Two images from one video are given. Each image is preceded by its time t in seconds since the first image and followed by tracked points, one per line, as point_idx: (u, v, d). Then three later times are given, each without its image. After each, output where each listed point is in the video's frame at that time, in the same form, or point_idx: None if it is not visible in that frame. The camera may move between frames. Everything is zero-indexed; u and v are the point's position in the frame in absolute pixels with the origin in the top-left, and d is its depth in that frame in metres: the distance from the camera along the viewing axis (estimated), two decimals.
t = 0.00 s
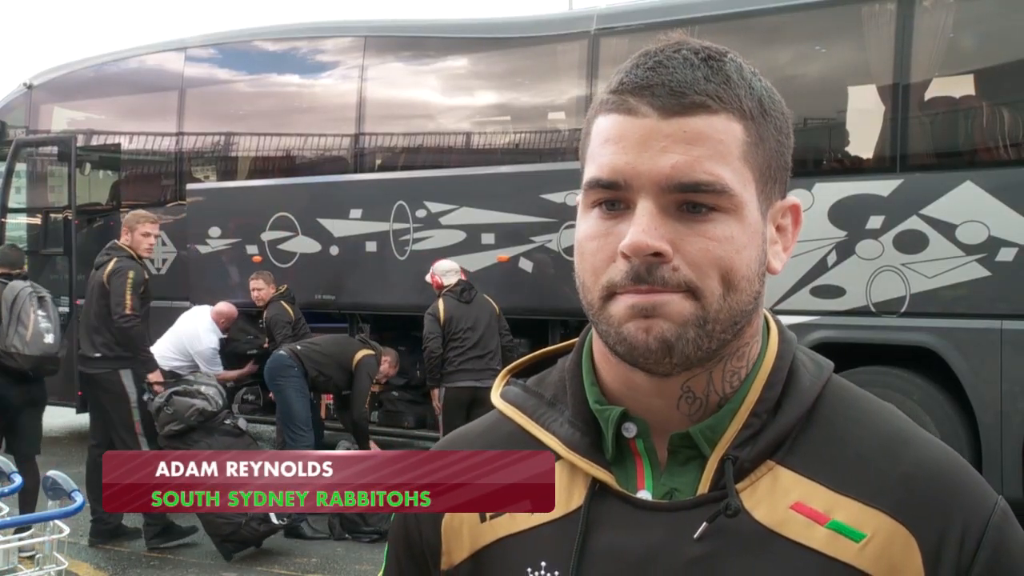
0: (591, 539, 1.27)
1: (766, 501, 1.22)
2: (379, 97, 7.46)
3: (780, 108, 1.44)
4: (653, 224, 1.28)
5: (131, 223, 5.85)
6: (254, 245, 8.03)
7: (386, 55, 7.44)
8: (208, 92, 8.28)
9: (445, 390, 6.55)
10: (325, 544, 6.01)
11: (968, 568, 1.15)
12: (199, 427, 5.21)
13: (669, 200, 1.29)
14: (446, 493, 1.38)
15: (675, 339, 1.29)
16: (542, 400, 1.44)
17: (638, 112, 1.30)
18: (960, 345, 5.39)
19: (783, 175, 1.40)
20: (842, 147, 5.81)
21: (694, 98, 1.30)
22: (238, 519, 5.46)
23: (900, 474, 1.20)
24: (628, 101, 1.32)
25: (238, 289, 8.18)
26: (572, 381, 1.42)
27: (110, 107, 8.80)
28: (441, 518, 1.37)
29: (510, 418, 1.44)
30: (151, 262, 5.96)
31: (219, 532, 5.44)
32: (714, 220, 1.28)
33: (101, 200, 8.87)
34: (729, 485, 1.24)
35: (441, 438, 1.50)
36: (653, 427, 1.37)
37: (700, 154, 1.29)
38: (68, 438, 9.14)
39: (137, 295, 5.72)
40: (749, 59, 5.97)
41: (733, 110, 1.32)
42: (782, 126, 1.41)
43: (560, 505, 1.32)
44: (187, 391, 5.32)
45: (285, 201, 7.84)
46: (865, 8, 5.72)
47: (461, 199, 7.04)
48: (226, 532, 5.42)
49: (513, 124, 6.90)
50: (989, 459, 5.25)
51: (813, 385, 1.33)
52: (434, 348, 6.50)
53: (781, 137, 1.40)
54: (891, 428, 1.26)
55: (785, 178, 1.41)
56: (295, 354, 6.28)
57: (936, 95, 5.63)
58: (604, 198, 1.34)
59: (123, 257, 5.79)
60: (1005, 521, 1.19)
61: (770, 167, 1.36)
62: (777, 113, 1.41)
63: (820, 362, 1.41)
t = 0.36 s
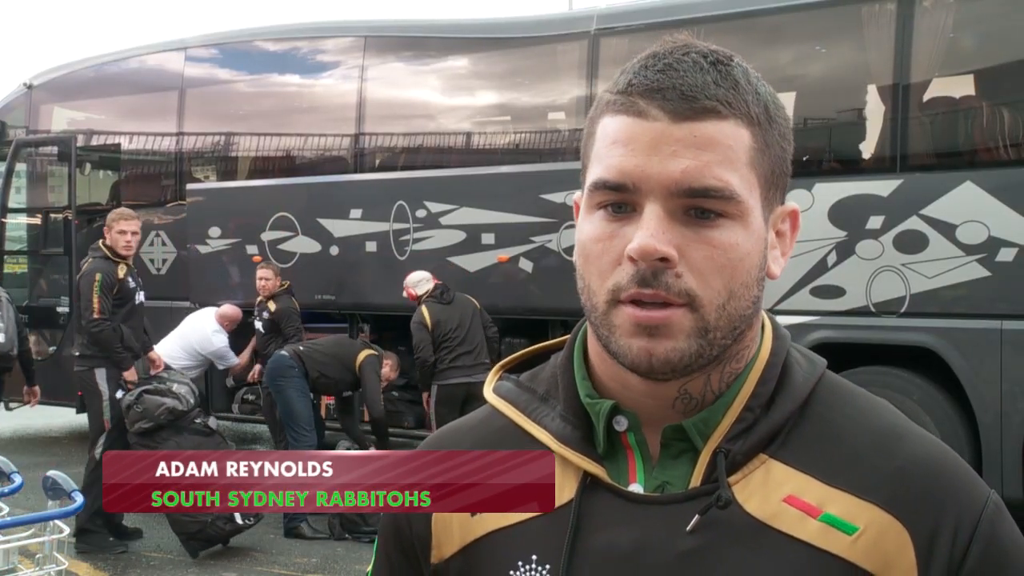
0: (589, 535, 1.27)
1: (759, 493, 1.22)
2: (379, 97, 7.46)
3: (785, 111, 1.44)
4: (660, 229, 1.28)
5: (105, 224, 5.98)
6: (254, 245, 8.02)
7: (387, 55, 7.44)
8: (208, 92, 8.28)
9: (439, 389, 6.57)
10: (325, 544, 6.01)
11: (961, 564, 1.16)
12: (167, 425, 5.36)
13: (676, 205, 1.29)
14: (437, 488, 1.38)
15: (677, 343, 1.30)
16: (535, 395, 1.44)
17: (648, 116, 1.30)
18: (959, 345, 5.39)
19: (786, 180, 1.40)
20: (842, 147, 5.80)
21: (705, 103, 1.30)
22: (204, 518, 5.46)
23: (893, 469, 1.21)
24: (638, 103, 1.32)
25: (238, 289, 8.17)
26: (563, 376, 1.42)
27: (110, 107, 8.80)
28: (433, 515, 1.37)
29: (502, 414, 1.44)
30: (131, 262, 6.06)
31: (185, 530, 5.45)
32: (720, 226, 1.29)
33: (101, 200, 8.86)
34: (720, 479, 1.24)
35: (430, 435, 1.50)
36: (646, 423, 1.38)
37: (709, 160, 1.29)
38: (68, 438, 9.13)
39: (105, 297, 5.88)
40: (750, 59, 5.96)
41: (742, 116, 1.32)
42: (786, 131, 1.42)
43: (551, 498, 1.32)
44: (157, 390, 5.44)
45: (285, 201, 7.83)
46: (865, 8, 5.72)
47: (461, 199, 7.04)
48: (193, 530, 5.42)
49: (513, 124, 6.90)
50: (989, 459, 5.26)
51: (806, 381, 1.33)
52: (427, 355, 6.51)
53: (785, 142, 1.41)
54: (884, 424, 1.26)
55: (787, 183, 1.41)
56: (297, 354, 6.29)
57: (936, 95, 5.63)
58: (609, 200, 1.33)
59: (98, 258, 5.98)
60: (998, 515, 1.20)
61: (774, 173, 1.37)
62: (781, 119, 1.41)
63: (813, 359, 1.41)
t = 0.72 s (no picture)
0: (588, 533, 1.26)
1: (757, 490, 1.22)
2: (379, 97, 7.47)
3: (783, 111, 1.44)
4: (656, 228, 1.28)
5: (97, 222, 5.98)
6: (254, 245, 8.02)
7: (388, 55, 7.44)
8: (209, 92, 8.29)
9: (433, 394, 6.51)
10: (325, 544, 6.01)
11: (959, 560, 1.16)
12: (162, 424, 5.38)
13: (672, 205, 1.29)
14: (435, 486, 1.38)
15: (672, 343, 1.29)
16: (532, 393, 1.44)
17: (644, 115, 1.30)
18: (959, 345, 5.39)
19: (783, 180, 1.40)
20: (842, 148, 5.80)
21: (700, 102, 1.30)
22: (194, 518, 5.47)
23: (891, 465, 1.21)
24: (633, 103, 1.32)
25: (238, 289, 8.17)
26: (560, 373, 1.42)
27: (110, 107, 8.80)
28: (431, 514, 1.37)
29: (500, 411, 1.44)
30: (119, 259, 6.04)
31: (173, 529, 5.44)
32: (716, 226, 1.29)
33: (101, 200, 8.88)
34: (718, 475, 1.24)
35: (426, 434, 1.50)
36: (643, 420, 1.38)
37: (705, 160, 1.28)
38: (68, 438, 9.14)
39: (93, 294, 5.88)
40: (751, 59, 5.95)
41: (738, 115, 1.32)
42: (784, 130, 1.42)
43: (549, 497, 1.31)
44: (154, 389, 5.46)
45: (285, 201, 7.83)
46: (865, 8, 5.72)
47: (461, 199, 7.04)
48: (181, 530, 5.42)
49: (514, 124, 6.90)
50: (989, 459, 5.26)
51: (803, 379, 1.33)
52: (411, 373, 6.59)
53: (784, 141, 1.41)
54: (881, 420, 1.26)
55: (786, 183, 1.41)
56: (298, 355, 6.30)
57: (937, 95, 5.63)
58: (604, 200, 1.34)
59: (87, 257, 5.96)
60: (997, 511, 1.20)
61: (772, 173, 1.36)
62: (779, 118, 1.41)
63: (811, 357, 1.41)
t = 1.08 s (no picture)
0: (590, 535, 1.27)
1: (759, 493, 1.22)
2: (380, 97, 7.47)
3: (783, 109, 1.44)
4: (652, 222, 1.28)
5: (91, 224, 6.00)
6: (254, 245, 8.01)
7: (388, 55, 7.44)
8: (209, 92, 8.29)
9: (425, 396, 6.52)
10: (325, 544, 6.01)
11: (962, 563, 1.16)
12: (157, 425, 5.39)
13: (669, 200, 1.29)
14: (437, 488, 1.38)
15: (669, 338, 1.29)
16: (535, 394, 1.44)
17: (641, 110, 1.30)
18: (959, 345, 5.39)
19: (782, 178, 1.40)
20: (842, 148, 5.80)
21: (697, 97, 1.30)
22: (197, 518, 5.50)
23: (893, 468, 1.21)
24: (631, 98, 1.32)
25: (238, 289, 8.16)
26: (564, 374, 1.42)
27: (110, 107, 8.80)
28: (434, 515, 1.37)
29: (503, 413, 1.44)
30: (115, 259, 6.05)
31: (176, 528, 5.44)
32: (713, 220, 1.28)
33: (101, 200, 8.89)
34: (720, 477, 1.24)
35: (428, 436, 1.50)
36: (646, 420, 1.38)
37: (701, 154, 1.28)
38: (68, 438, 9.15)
39: (93, 297, 5.90)
40: (752, 59, 5.95)
41: (736, 110, 1.32)
42: (783, 127, 1.41)
43: (552, 498, 1.32)
44: (149, 390, 5.49)
45: (285, 201, 7.83)
46: (865, 8, 5.72)
47: (461, 199, 7.04)
48: (184, 530, 5.42)
49: (514, 124, 6.91)
50: (989, 459, 5.27)
51: (806, 381, 1.33)
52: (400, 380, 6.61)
53: (782, 139, 1.40)
54: (883, 423, 1.27)
55: (786, 181, 1.40)
56: (297, 355, 6.31)
57: (937, 95, 5.63)
58: (603, 195, 1.34)
59: (82, 257, 5.96)
60: (1000, 516, 1.20)
61: (770, 169, 1.36)
62: (778, 115, 1.41)
63: (814, 359, 1.41)
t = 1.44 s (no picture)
0: (592, 536, 1.27)
1: (762, 495, 1.22)
2: (380, 97, 7.47)
3: (782, 109, 1.43)
4: (631, 215, 1.28)
5: (79, 223, 6.01)
6: (254, 245, 8.01)
7: (389, 55, 7.44)
8: (209, 91, 8.29)
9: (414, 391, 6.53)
10: (325, 544, 6.01)
11: (966, 566, 1.15)
12: (155, 425, 5.39)
13: (649, 193, 1.29)
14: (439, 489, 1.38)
15: (647, 331, 1.29)
16: (538, 395, 1.44)
17: (624, 105, 1.32)
18: (959, 345, 5.39)
19: (777, 175, 1.39)
20: (842, 148, 5.79)
21: (679, 92, 1.31)
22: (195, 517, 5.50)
23: (896, 470, 1.21)
24: (616, 95, 1.34)
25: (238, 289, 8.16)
26: (568, 375, 1.42)
27: (110, 107, 8.80)
28: (437, 515, 1.37)
29: (505, 413, 1.44)
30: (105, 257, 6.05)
31: (174, 528, 5.47)
32: (692, 214, 1.28)
33: (101, 199, 8.89)
34: (724, 480, 1.24)
35: (432, 435, 1.49)
36: (648, 421, 1.38)
37: (680, 148, 1.29)
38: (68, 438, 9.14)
39: (82, 294, 5.91)
40: (752, 58, 5.94)
41: (722, 106, 1.32)
42: (779, 125, 1.40)
43: (554, 499, 1.31)
44: (147, 390, 5.47)
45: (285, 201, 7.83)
46: (865, 8, 5.71)
47: (461, 199, 7.04)
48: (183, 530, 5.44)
49: (514, 124, 6.91)
50: (989, 459, 5.26)
51: (810, 383, 1.33)
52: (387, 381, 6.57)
53: (778, 137, 1.39)
54: (886, 425, 1.26)
55: (780, 179, 1.39)
56: (297, 355, 6.31)
57: (937, 95, 5.63)
58: (589, 189, 1.35)
59: (72, 257, 5.96)
60: (1003, 520, 1.20)
61: (761, 165, 1.35)
62: (775, 114, 1.40)
63: (817, 362, 1.41)
